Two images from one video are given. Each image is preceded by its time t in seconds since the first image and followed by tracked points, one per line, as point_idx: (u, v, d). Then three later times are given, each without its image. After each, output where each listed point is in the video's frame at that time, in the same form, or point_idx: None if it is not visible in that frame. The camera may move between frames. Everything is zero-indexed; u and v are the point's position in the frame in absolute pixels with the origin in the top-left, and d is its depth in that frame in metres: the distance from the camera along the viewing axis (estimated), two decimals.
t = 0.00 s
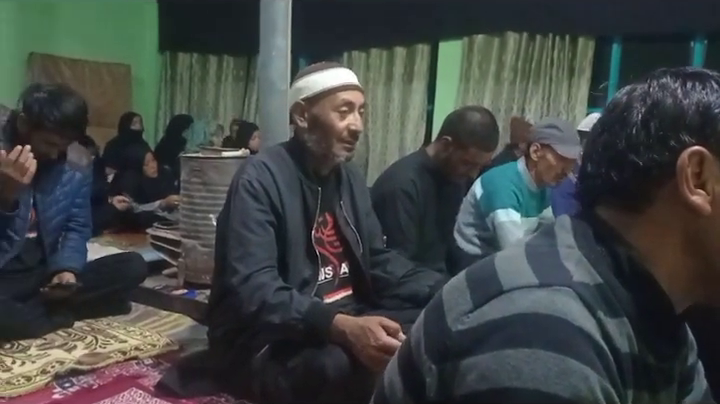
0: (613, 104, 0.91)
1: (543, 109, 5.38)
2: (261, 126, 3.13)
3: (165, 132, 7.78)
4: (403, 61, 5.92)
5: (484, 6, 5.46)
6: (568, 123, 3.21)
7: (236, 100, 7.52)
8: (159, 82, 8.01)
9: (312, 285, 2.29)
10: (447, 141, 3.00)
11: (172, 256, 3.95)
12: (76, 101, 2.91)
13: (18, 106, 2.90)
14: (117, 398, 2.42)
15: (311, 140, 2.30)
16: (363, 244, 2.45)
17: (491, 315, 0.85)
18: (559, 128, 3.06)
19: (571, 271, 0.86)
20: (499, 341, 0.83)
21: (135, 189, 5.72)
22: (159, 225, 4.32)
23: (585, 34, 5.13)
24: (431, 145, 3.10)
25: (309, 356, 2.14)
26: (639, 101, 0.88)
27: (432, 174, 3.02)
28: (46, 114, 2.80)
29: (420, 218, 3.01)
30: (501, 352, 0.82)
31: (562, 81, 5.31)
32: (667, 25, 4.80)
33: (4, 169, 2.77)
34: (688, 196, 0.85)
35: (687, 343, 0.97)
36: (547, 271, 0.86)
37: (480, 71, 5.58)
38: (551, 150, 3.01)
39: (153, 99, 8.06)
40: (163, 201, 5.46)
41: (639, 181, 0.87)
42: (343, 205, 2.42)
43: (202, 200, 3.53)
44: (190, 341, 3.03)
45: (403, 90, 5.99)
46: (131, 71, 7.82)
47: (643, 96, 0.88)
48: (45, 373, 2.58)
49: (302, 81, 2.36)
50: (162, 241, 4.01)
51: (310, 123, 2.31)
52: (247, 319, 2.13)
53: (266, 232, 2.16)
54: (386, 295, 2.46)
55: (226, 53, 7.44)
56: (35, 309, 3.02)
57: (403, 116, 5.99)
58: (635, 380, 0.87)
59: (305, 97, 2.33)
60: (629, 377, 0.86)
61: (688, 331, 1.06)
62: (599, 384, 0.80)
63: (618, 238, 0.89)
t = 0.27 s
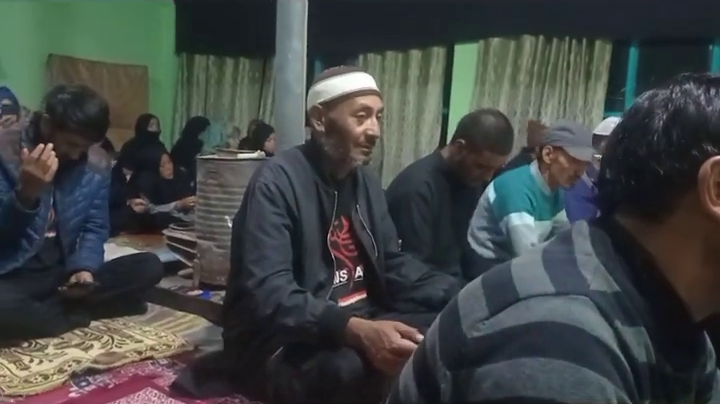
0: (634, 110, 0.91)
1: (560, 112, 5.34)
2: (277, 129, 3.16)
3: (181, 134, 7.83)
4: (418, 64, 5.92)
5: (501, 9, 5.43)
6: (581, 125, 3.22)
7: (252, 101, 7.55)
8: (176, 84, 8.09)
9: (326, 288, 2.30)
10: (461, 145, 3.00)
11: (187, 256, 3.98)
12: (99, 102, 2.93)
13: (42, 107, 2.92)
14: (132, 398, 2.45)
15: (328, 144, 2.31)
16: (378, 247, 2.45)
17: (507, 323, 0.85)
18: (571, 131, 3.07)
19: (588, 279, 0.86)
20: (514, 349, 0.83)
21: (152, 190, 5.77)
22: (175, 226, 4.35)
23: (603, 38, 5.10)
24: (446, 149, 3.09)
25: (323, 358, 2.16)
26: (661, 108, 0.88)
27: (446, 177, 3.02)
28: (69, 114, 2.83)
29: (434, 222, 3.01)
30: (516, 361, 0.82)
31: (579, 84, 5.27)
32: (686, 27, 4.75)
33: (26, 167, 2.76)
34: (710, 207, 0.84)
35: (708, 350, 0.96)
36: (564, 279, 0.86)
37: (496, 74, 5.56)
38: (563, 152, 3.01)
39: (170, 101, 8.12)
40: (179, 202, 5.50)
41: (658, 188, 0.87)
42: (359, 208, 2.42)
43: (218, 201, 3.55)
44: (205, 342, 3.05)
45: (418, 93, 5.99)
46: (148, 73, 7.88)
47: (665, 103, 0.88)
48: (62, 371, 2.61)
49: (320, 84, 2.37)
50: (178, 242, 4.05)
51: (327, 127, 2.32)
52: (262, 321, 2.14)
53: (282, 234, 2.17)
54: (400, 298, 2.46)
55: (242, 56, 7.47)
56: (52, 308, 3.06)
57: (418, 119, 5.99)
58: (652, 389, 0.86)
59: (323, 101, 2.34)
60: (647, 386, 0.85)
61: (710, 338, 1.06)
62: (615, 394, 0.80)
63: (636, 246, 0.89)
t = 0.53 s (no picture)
0: (651, 110, 0.89)
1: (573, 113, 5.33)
2: (289, 131, 3.17)
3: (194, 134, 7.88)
4: (431, 65, 5.90)
5: (514, 9, 5.43)
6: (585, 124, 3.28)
7: (265, 102, 7.58)
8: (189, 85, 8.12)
9: (337, 289, 2.31)
10: (471, 146, 2.99)
11: (200, 256, 4.00)
12: (112, 102, 2.93)
13: (55, 106, 2.92)
14: (145, 396, 2.46)
15: (340, 144, 2.31)
16: (389, 248, 2.45)
17: (514, 331, 0.85)
18: (576, 129, 3.12)
19: (597, 286, 0.86)
20: (521, 359, 0.83)
21: (165, 190, 5.81)
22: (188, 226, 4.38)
23: (617, 39, 5.08)
24: (457, 150, 3.09)
25: (335, 358, 2.16)
26: (681, 109, 0.86)
27: (458, 179, 3.01)
28: (82, 115, 2.83)
29: (446, 223, 3.00)
30: (522, 371, 0.82)
31: (593, 84, 5.25)
32: (701, 28, 4.72)
33: (40, 167, 2.80)
34: None
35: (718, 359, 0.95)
36: (572, 287, 0.86)
37: (509, 75, 5.56)
38: (569, 150, 3.08)
39: (184, 102, 8.17)
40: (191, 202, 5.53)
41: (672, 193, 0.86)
42: (370, 210, 2.43)
43: (230, 202, 3.57)
44: (217, 341, 3.07)
45: (431, 94, 5.99)
46: (162, 74, 7.98)
47: (682, 104, 0.87)
48: (76, 369, 2.63)
49: (333, 85, 2.37)
50: (190, 242, 4.07)
51: (340, 127, 2.32)
52: (274, 320, 2.15)
53: (294, 234, 2.17)
54: (412, 299, 2.46)
55: (256, 57, 7.51)
56: (65, 307, 3.08)
57: (431, 120, 5.99)
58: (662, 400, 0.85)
59: (336, 102, 2.34)
60: (657, 395, 0.84)
61: None
62: None
63: (648, 253, 0.88)
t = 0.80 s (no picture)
0: (673, 110, 0.88)
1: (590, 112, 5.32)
2: (305, 131, 3.19)
3: (210, 134, 7.91)
4: (447, 64, 5.96)
5: (530, 9, 5.42)
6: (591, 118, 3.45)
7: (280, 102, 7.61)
8: (206, 84, 8.33)
9: (352, 288, 2.30)
10: (489, 147, 2.97)
11: (216, 255, 4.02)
12: (122, 102, 2.93)
13: (66, 108, 2.93)
14: (161, 394, 2.48)
15: (355, 144, 2.32)
16: (404, 248, 2.45)
17: (531, 337, 0.85)
18: (582, 126, 3.31)
19: (616, 291, 0.86)
20: (539, 364, 0.82)
21: (181, 189, 5.85)
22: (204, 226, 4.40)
23: (635, 37, 5.05)
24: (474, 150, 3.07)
25: (350, 357, 2.17)
26: (703, 110, 0.85)
27: (474, 179, 2.98)
28: (93, 115, 2.84)
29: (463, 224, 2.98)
30: (540, 377, 0.81)
31: (609, 85, 5.26)
32: None
33: (53, 169, 2.84)
34: None
35: None
36: (591, 292, 0.86)
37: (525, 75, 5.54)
38: (576, 147, 3.29)
39: (201, 100, 8.35)
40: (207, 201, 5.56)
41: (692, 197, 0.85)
42: (385, 210, 2.43)
43: (246, 201, 3.58)
44: (233, 340, 3.08)
45: (447, 93, 6.05)
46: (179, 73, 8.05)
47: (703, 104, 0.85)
48: (93, 367, 2.65)
49: (348, 85, 2.37)
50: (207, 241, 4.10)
51: (355, 127, 2.32)
52: (290, 320, 2.15)
53: (308, 234, 2.18)
54: (427, 299, 2.46)
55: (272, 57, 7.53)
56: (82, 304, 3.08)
57: (446, 119, 5.98)
58: None
59: (351, 101, 2.34)
60: None
61: None
62: None
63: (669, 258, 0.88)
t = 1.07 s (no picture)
0: (694, 110, 0.85)
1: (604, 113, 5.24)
2: (317, 131, 3.18)
3: (222, 134, 7.95)
4: (459, 65, 5.88)
5: (543, 8, 5.40)
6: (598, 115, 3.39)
7: (292, 103, 7.61)
8: (217, 85, 8.22)
9: (365, 288, 2.31)
10: (502, 146, 2.96)
11: (229, 255, 4.04)
12: (128, 102, 2.92)
13: (73, 109, 2.93)
14: (174, 392, 2.49)
15: (367, 144, 2.32)
16: (416, 248, 2.45)
17: (547, 343, 0.85)
18: (588, 123, 3.26)
19: (635, 295, 0.85)
20: (555, 373, 0.82)
21: (194, 189, 5.87)
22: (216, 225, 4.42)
23: (649, 37, 4.99)
24: (487, 150, 3.06)
25: (362, 357, 2.17)
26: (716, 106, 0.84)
27: (488, 179, 2.97)
28: (98, 116, 2.84)
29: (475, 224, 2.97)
30: (556, 385, 0.81)
31: (624, 84, 5.16)
32: None
33: (61, 172, 2.87)
34: None
35: None
36: (608, 298, 0.85)
37: (538, 74, 5.52)
38: (584, 145, 3.24)
39: (212, 102, 8.27)
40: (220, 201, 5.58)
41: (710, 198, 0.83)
42: (397, 210, 2.43)
43: (258, 201, 3.59)
44: (245, 339, 3.09)
45: (458, 93, 5.95)
46: (192, 74, 8.09)
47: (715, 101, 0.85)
48: (107, 365, 2.67)
49: (359, 85, 2.37)
50: (219, 241, 4.11)
51: (366, 127, 2.32)
52: (302, 319, 2.16)
53: (320, 234, 2.19)
54: (439, 299, 2.46)
55: (284, 57, 7.52)
56: (96, 305, 3.11)
57: (458, 119, 5.96)
58: None
59: (363, 101, 2.35)
60: None
61: None
62: None
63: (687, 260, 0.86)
